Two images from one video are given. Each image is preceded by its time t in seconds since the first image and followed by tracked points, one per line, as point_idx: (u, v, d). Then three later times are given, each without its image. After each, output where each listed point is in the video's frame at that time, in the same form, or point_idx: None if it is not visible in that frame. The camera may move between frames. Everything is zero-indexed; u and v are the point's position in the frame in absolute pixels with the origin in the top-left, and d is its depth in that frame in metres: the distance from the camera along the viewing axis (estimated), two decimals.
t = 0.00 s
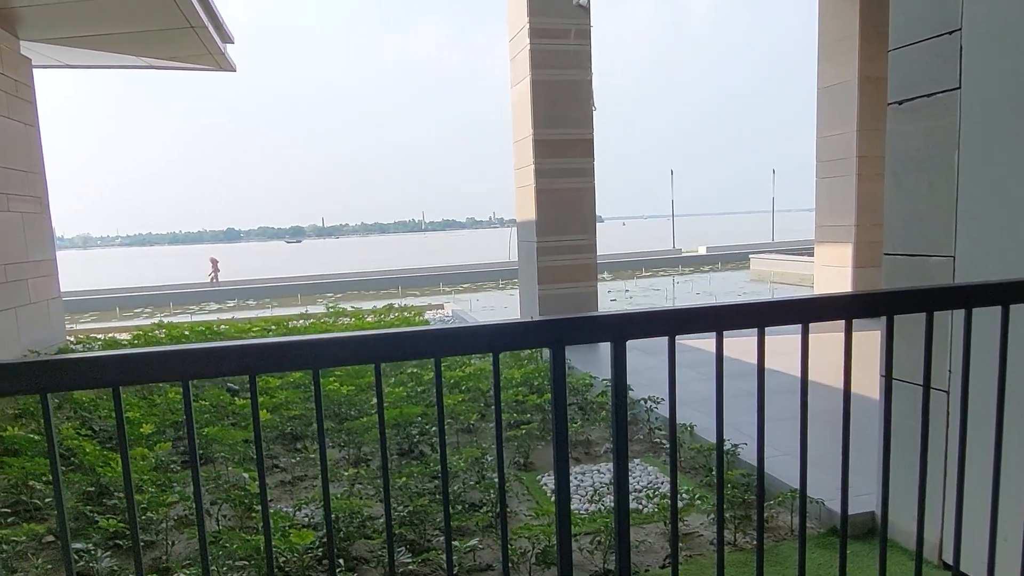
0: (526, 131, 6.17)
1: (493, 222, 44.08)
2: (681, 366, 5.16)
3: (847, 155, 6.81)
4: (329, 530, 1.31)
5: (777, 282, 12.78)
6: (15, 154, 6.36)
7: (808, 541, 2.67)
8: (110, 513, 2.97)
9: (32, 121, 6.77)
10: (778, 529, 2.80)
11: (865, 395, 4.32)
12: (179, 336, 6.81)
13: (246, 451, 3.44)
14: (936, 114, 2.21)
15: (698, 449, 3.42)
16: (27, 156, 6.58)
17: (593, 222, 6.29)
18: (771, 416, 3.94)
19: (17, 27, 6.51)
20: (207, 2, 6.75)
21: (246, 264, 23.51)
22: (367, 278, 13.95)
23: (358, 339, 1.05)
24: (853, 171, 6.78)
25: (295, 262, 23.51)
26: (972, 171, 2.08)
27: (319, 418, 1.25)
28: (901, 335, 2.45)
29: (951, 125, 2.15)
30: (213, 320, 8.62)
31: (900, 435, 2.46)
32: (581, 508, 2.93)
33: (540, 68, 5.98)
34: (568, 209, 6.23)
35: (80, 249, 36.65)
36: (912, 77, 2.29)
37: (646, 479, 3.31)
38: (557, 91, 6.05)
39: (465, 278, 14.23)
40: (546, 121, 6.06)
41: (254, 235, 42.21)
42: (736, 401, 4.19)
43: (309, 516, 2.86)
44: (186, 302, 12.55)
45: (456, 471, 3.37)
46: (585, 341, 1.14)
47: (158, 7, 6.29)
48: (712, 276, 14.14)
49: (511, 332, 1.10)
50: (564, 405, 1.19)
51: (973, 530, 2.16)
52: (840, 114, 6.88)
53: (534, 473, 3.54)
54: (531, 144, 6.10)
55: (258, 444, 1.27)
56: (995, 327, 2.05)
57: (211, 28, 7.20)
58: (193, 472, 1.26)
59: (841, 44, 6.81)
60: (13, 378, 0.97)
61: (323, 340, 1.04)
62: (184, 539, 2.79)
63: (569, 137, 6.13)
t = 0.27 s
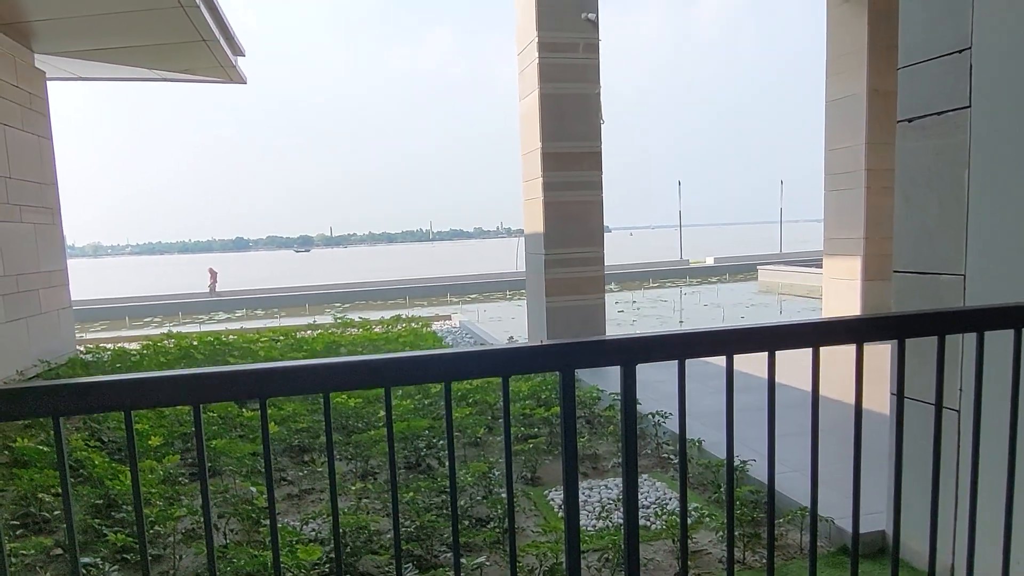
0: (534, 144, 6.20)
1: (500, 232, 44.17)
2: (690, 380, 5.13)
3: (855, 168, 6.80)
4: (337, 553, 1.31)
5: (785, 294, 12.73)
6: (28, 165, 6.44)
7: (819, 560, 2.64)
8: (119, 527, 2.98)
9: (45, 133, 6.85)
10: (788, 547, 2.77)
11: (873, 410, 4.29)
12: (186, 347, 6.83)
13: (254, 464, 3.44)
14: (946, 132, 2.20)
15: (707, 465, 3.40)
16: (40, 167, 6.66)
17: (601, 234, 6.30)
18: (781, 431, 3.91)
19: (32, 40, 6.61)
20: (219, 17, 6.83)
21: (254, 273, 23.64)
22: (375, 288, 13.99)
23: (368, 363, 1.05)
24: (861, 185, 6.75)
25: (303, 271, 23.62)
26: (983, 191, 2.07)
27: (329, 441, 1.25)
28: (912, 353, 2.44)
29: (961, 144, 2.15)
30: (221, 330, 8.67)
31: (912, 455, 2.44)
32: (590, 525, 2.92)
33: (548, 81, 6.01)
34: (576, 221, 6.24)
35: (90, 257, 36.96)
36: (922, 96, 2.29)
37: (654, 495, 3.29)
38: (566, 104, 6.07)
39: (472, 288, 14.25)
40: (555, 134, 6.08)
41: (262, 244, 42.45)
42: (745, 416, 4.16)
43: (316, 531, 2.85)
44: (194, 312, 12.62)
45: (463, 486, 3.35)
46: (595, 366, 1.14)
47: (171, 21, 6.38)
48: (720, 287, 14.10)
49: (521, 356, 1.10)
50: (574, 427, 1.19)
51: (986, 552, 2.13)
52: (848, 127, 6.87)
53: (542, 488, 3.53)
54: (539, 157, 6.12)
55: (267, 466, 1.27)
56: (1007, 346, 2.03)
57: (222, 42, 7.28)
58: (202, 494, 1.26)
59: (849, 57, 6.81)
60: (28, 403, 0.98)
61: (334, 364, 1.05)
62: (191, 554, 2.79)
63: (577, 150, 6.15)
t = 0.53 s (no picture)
0: (541, 158, 6.22)
1: (505, 243, 44.25)
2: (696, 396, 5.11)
3: (862, 183, 6.79)
4: None
5: (792, 308, 12.68)
6: (39, 179, 6.51)
7: None
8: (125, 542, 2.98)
9: (56, 147, 6.94)
10: (795, 567, 2.75)
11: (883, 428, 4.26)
12: (191, 360, 6.86)
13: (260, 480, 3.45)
14: (952, 152, 2.21)
15: (713, 482, 3.37)
16: (51, 181, 6.74)
17: (607, 249, 6.32)
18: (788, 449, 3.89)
19: (45, 56, 6.71)
20: (229, 33, 6.92)
21: (260, 284, 23.75)
22: (381, 300, 14.02)
23: (376, 388, 1.06)
24: (867, 200, 6.75)
25: (309, 283, 23.70)
26: (991, 213, 2.07)
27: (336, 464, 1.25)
28: (921, 373, 2.42)
29: (968, 164, 2.15)
30: (227, 343, 8.70)
31: (921, 476, 2.42)
32: (596, 543, 2.90)
33: (555, 97, 6.05)
34: (582, 236, 6.25)
35: (98, 267, 37.20)
36: (929, 116, 2.29)
37: (660, 512, 3.27)
38: (572, 119, 6.11)
39: (477, 301, 14.27)
40: (561, 149, 6.11)
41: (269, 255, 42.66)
42: (753, 433, 4.13)
43: (321, 548, 2.85)
44: (201, 323, 12.67)
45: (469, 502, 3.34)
46: (602, 392, 1.14)
47: (182, 37, 6.47)
48: (725, 301, 14.07)
49: (529, 381, 1.11)
50: (582, 451, 1.19)
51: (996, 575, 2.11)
52: (854, 142, 6.87)
53: (548, 504, 3.51)
54: (546, 172, 6.14)
55: (276, 489, 1.27)
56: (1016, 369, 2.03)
57: (232, 57, 7.37)
58: (212, 516, 1.26)
59: (855, 73, 6.84)
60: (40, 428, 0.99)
61: (342, 390, 1.05)
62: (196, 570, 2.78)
63: (583, 165, 6.17)
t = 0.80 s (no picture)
0: (546, 174, 6.26)
1: (509, 256, 44.31)
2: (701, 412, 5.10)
3: (866, 198, 6.80)
4: None
5: (797, 322, 12.65)
6: (48, 192, 6.58)
7: None
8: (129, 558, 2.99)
9: (65, 161, 7.00)
10: None
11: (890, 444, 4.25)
12: (196, 373, 6.89)
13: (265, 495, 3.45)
14: (957, 173, 2.22)
15: (719, 501, 3.36)
16: (59, 194, 6.80)
17: (612, 264, 6.34)
18: (794, 466, 3.87)
19: (56, 72, 6.80)
20: (237, 49, 7.00)
21: (266, 296, 23.82)
22: (385, 313, 14.04)
23: (382, 414, 1.06)
24: (872, 215, 6.75)
25: (314, 294, 23.77)
26: (995, 234, 2.07)
27: (342, 489, 1.25)
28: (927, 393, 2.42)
29: (972, 185, 2.16)
30: (232, 355, 8.72)
31: (928, 497, 2.41)
32: (601, 562, 2.89)
33: (560, 113, 6.09)
34: (587, 251, 6.27)
35: (104, 279, 37.36)
36: (932, 137, 2.31)
37: (665, 531, 3.25)
38: (577, 135, 6.15)
39: (482, 314, 14.28)
40: (566, 164, 6.14)
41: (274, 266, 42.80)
42: (758, 450, 4.12)
43: (325, 565, 2.84)
44: (206, 335, 12.71)
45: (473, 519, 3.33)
46: (608, 418, 1.15)
47: (190, 53, 6.55)
48: (729, 315, 14.05)
49: (535, 407, 1.11)
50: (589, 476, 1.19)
51: None
52: (858, 158, 6.89)
53: (553, 521, 3.50)
54: (551, 187, 6.17)
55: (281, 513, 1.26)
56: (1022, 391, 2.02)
57: (240, 73, 7.45)
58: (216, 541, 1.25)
59: (858, 89, 6.87)
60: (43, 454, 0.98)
61: (348, 416, 1.05)
62: None
63: (588, 180, 6.20)
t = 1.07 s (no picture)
0: (549, 189, 6.29)
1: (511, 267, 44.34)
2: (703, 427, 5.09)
3: (868, 213, 6.82)
4: None
5: (800, 336, 12.62)
6: (53, 206, 6.61)
7: None
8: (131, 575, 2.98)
9: (71, 175, 7.06)
10: None
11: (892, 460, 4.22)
12: (199, 386, 6.89)
13: (267, 512, 3.44)
14: (960, 193, 2.23)
15: (722, 518, 3.34)
16: (65, 208, 6.85)
17: (614, 279, 6.35)
18: (799, 484, 3.85)
19: (63, 86, 6.86)
20: (243, 64, 7.06)
21: (268, 308, 23.84)
22: (388, 326, 14.05)
23: (386, 439, 1.06)
24: (874, 231, 6.76)
25: (317, 306, 23.79)
26: (998, 254, 2.08)
27: (346, 513, 1.24)
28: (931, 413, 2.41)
29: (975, 205, 2.17)
30: (235, 368, 8.71)
31: (933, 518, 2.40)
32: None
33: (563, 129, 6.13)
34: (589, 265, 6.28)
35: (107, 290, 37.48)
36: (934, 157, 2.33)
37: (669, 548, 3.23)
38: (580, 150, 6.18)
39: (484, 327, 14.28)
40: (569, 179, 6.17)
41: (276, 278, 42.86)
42: (763, 467, 4.10)
43: None
44: (209, 348, 12.71)
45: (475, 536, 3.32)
46: (613, 443, 1.15)
47: (197, 69, 6.61)
48: (732, 328, 14.03)
49: (540, 432, 1.12)
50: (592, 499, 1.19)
51: None
52: (860, 174, 6.91)
53: (556, 539, 3.48)
54: (553, 202, 6.20)
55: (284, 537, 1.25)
56: None
57: (245, 88, 7.51)
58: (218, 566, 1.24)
59: (860, 105, 6.91)
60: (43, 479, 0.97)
61: (353, 441, 1.06)
62: None
63: (590, 195, 6.23)
